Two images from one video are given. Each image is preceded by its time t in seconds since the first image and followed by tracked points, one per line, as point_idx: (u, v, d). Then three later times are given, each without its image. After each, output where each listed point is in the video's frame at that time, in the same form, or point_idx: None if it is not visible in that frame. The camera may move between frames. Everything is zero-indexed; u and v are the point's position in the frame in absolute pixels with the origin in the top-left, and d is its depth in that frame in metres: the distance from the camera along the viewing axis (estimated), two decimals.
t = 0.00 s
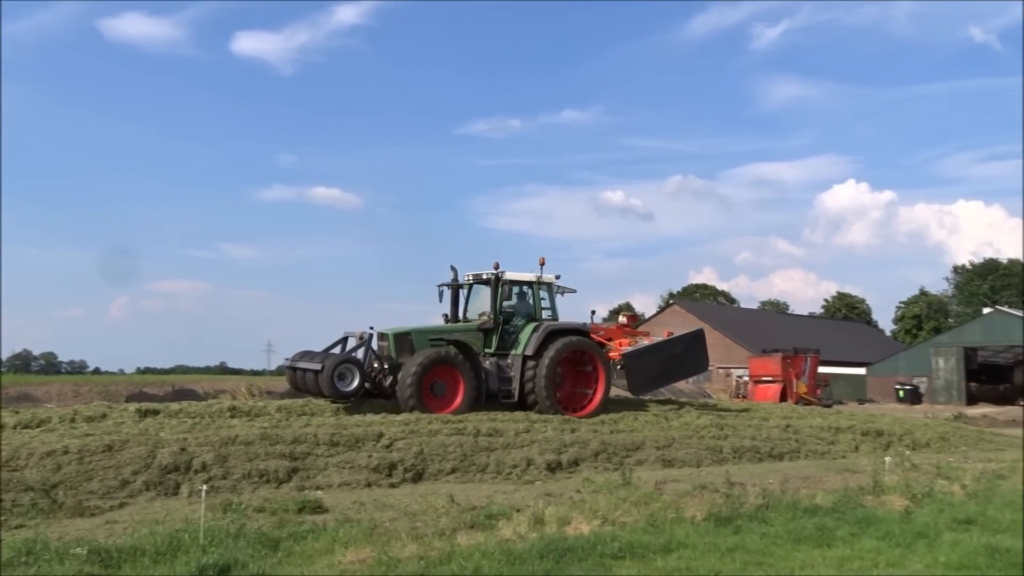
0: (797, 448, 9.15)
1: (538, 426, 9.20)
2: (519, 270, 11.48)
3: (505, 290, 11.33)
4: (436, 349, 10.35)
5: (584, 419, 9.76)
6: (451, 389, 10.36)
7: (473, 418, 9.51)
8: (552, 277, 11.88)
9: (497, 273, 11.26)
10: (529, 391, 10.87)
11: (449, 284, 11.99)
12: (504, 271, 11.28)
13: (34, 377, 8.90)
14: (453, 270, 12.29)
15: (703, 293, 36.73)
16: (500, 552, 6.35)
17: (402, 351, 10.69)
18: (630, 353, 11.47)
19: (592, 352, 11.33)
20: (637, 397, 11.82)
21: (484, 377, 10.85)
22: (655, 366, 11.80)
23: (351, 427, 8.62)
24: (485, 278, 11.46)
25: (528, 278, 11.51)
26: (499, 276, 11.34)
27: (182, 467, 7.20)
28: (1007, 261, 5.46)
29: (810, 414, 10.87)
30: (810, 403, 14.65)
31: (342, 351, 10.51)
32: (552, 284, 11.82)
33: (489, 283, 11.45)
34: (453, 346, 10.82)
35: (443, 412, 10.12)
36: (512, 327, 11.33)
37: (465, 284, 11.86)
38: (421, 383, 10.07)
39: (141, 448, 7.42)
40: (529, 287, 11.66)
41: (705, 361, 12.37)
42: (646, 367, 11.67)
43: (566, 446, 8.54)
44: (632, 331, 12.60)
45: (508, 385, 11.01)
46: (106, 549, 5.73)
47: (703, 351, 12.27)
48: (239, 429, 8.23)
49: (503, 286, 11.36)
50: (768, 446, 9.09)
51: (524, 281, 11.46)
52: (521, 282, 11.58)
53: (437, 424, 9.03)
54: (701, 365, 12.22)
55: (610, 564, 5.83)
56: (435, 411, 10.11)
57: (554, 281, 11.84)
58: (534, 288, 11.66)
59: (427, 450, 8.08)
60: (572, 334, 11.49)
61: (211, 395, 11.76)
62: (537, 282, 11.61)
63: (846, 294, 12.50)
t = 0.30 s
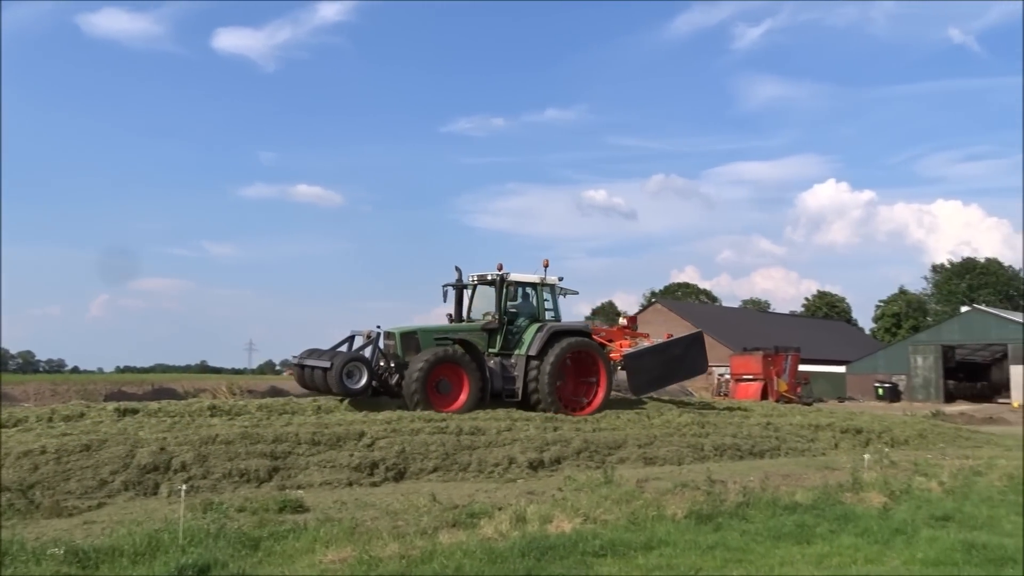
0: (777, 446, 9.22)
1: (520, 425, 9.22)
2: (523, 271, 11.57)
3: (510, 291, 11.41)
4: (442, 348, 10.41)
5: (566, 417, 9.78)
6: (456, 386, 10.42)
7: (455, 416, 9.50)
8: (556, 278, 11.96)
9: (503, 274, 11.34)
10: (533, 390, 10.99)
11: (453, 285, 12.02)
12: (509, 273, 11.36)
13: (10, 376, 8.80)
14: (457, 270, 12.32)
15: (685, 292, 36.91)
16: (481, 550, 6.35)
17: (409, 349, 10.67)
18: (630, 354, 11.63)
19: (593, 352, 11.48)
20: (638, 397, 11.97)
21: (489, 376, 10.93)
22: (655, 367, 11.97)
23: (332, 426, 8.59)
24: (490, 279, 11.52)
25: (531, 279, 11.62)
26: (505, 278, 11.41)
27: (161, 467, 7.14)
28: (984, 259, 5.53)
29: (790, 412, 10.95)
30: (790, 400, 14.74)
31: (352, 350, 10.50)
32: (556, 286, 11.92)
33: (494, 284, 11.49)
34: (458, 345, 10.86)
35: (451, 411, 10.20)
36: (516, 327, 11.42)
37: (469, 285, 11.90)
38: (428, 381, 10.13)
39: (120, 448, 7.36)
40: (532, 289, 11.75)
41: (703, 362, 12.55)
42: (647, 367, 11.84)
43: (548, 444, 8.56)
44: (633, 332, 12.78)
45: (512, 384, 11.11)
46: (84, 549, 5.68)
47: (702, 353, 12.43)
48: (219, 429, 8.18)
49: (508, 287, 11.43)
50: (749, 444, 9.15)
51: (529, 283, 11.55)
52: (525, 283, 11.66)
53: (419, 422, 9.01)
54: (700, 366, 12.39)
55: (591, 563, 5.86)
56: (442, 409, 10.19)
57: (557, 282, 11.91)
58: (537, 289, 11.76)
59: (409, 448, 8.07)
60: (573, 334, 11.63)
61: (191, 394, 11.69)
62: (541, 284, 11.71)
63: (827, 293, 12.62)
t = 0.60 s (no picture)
0: (756, 444, 9.29)
1: (500, 424, 9.22)
2: (527, 272, 11.63)
3: (513, 292, 11.47)
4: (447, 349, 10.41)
5: (545, 416, 9.80)
6: (461, 386, 10.43)
7: (434, 415, 9.50)
8: (558, 279, 12.01)
9: (506, 275, 11.40)
10: (535, 390, 11.04)
11: (456, 284, 12.04)
12: (513, 274, 11.42)
13: None
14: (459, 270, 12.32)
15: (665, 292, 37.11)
16: (460, 549, 6.36)
17: (414, 350, 10.67)
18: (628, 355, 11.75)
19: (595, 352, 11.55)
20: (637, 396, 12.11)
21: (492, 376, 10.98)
22: (654, 367, 12.09)
23: (311, 425, 8.57)
24: (493, 279, 11.57)
25: (534, 280, 11.68)
26: (508, 279, 11.47)
27: (137, 467, 7.09)
28: (959, 259, 5.62)
29: (768, 410, 11.04)
30: (768, 400, 14.87)
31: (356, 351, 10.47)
32: (558, 287, 11.97)
33: (497, 285, 11.56)
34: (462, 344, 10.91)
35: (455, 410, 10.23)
36: (519, 327, 11.47)
37: (471, 284, 11.92)
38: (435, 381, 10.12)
39: (95, 448, 7.29)
40: (535, 289, 11.81)
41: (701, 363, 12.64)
42: (645, 368, 11.96)
43: (527, 443, 8.57)
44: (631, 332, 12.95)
45: (514, 383, 11.17)
46: (57, 551, 5.63)
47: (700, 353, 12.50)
48: (197, 428, 8.13)
49: (511, 288, 11.48)
50: (728, 442, 9.21)
51: (532, 284, 11.61)
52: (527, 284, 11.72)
53: (398, 421, 9.00)
54: (700, 366, 12.49)
55: (569, 561, 5.88)
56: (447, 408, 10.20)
57: (559, 283, 11.96)
58: (540, 290, 11.81)
59: (388, 447, 8.06)
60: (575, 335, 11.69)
61: (169, 393, 11.62)
62: (544, 285, 11.76)
63: (807, 293, 12.76)
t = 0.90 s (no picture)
0: (738, 443, 9.34)
1: (483, 423, 9.22)
2: (530, 273, 11.63)
3: (516, 292, 11.47)
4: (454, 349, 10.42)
5: (529, 415, 9.81)
6: (468, 384, 10.49)
7: (417, 414, 9.48)
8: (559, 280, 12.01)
9: (509, 276, 11.40)
10: (538, 388, 11.08)
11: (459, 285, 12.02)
12: (515, 275, 11.42)
13: None
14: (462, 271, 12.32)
15: (649, 291, 37.23)
16: (442, 548, 6.35)
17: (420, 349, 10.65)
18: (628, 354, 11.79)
19: (597, 352, 11.59)
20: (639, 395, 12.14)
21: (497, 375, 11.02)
22: (654, 366, 12.14)
23: (293, 425, 8.53)
24: (495, 280, 11.56)
25: (536, 281, 11.68)
26: (511, 279, 11.47)
27: (116, 467, 7.03)
28: (940, 259, 5.67)
29: (751, 409, 11.11)
30: (751, 398, 14.97)
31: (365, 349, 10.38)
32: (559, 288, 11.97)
33: (500, 285, 11.53)
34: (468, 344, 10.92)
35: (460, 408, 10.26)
36: (522, 327, 11.49)
37: (473, 285, 11.91)
38: (441, 380, 10.17)
39: (74, 448, 7.23)
40: (537, 290, 11.82)
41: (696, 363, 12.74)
42: (644, 367, 12.00)
43: (510, 442, 8.58)
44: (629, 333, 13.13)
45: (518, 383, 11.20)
46: (35, 551, 5.58)
47: (697, 352, 12.56)
48: (178, 427, 8.08)
49: (514, 289, 11.48)
50: (710, 441, 9.26)
51: (534, 284, 11.62)
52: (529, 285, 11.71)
53: (380, 420, 8.98)
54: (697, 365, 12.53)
55: (550, 560, 5.89)
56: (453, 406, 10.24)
57: (560, 284, 11.96)
58: (542, 290, 11.82)
59: (371, 447, 8.03)
60: (577, 335, 11.73)
61: (149, 392, 11.54)
62: (545, 286, 11.77)
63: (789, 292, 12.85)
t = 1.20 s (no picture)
0: (718, 440, 9.39)
1: (464, 420, 9.21)
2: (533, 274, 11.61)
3: (521, 292, 11.48)
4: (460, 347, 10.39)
5: (510, 412, 9.82)
6: (474, 383, 10.49)
7: (398, 412, 9.46)
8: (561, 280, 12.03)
9: (514, 276, 11.40)
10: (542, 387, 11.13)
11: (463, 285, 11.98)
12: (520, 275, 11.42)
13: None
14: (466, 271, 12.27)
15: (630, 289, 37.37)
16: (423, 546, 6.34)
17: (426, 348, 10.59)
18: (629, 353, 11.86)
19: (598, 351, 11.66)
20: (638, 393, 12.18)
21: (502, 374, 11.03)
22: (653, 365, 12.22)
23: (273, 423, 8.48)
24: (500, 280, 11.54)
25: (539, 281, 11.66)
26: (516, 279, 11.46)
27: (93, 465, 6.97)
28: (919, 257, 5.72)
29: (731, 406, 11.18)
30: (732, 395, 15.06)
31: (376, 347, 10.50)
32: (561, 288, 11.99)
33: (504, 285, 11.50)
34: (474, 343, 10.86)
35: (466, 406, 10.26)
36: (526, 327, 11.51)
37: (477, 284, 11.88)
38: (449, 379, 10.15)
39: (50, 446, 7.15)
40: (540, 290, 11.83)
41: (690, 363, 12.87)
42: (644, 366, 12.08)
43: (491, 439, 8.59)
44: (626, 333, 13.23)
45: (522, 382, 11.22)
46: (9, 552, 5.52)
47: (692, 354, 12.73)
48: (156, 426, 8.02)
49: (518, 289, 11.47)
50: (690, 438, 9.31)
51: (538, 284, 11.61)
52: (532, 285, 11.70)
53: (361, 418, 8.95)
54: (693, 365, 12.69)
55: (529, 558, 5.89)
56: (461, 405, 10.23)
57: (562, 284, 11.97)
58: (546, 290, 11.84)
59: (351, 445, 8.01)
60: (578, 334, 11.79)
61: (127, 390, 11.45)
62: (549, 286, 11.78)
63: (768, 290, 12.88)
